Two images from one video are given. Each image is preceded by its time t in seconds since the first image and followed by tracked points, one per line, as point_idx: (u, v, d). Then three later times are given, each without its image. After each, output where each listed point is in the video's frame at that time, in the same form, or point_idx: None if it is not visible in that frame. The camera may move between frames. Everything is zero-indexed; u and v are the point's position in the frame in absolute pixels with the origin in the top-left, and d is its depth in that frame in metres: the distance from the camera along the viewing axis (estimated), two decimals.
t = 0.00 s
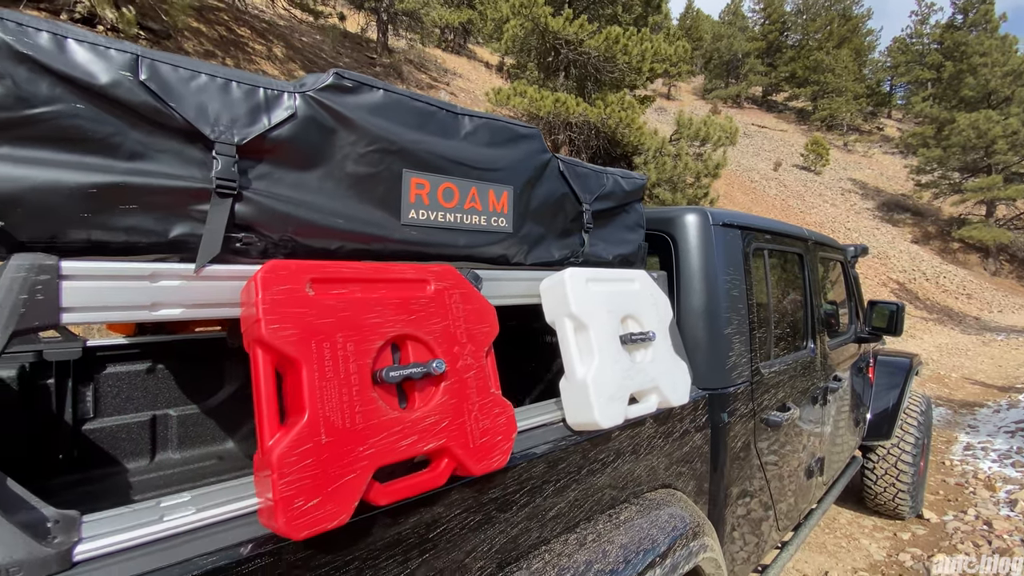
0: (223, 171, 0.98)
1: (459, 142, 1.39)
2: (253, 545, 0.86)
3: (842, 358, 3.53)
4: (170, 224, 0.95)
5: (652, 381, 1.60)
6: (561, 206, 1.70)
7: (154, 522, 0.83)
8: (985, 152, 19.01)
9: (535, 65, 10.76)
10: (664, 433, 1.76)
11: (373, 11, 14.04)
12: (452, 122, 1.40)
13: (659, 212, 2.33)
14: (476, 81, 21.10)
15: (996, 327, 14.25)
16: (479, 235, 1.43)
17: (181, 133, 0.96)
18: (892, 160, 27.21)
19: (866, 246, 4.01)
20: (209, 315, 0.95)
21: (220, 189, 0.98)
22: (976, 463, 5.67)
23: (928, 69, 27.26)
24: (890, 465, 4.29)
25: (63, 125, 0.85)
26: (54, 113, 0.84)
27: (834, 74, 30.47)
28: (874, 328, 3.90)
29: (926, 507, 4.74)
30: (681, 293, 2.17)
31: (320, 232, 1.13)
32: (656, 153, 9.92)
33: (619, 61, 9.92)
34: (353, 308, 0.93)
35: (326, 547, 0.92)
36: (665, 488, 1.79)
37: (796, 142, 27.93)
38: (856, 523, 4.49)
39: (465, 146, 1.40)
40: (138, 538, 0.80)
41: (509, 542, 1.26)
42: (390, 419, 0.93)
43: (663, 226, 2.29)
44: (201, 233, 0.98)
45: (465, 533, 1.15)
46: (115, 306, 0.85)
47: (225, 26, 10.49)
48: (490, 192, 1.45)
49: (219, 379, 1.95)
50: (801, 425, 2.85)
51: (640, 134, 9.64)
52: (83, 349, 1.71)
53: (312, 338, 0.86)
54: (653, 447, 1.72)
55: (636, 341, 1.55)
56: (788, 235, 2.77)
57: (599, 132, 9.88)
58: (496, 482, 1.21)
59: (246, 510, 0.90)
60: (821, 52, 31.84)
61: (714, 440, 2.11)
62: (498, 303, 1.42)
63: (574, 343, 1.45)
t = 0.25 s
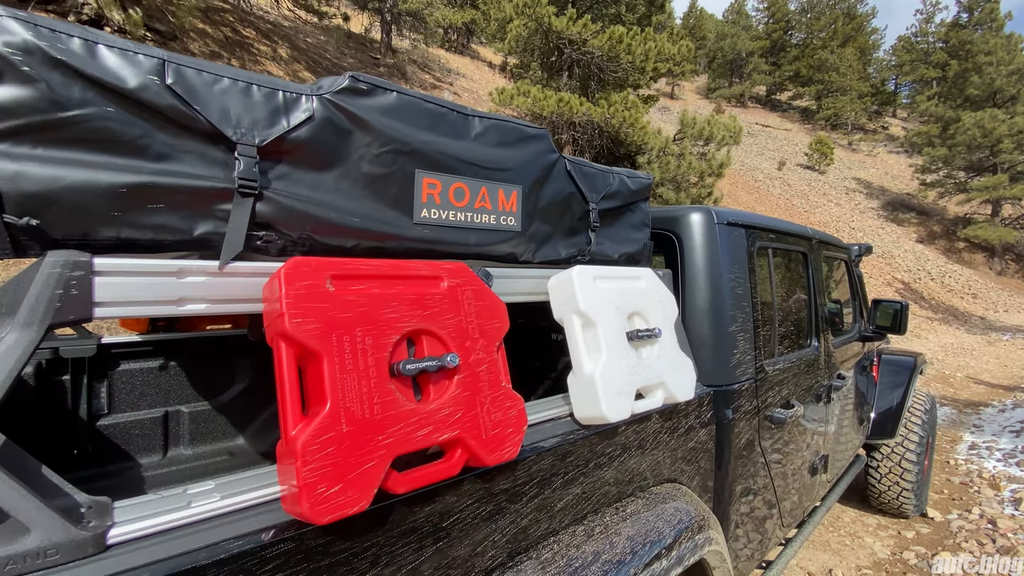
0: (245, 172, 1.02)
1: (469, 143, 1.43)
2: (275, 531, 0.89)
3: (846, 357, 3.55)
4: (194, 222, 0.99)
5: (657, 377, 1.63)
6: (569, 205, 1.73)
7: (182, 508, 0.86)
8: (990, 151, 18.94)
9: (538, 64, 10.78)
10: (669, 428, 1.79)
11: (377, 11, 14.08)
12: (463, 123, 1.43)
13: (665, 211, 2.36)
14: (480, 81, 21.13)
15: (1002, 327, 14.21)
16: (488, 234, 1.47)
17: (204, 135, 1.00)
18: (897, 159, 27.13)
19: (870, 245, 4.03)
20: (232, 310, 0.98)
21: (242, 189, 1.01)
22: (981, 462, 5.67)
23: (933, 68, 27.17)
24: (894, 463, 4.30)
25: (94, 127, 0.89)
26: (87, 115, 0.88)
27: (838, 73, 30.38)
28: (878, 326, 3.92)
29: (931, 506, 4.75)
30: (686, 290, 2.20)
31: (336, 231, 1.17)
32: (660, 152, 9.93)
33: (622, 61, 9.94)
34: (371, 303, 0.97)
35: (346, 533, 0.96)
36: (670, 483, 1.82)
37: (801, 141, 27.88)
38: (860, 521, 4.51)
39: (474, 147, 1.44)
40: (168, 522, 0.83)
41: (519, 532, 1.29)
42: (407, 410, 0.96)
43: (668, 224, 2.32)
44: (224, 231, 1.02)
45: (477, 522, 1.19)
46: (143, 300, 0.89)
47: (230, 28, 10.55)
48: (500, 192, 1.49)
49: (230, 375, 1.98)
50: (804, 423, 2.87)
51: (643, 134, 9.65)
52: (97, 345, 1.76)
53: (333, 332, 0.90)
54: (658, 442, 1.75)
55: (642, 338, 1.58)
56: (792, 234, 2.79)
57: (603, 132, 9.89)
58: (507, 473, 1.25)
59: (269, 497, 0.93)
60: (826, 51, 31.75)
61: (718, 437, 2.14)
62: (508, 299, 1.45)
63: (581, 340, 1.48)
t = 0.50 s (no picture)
0: (265, 173, 1.05)
1: (478, 144, 1.46)
2: (296, 519, 0.92)
3: (850, 355, 3.57)
4: (216, 221, 1.02)
5: (663, 373, 1.66)
6: (575, 205, 1.76)
7: (207, 496, 0.89)
8: (996, 150, 18.88)
9: (541, 64, 10.79)
10: (674, 424, 1.82)
11: (380, 11, 14.12)
12: (472, 124, 1.46)
13: (670, 211, 2.39)
14: (483, 81, 21.16)
15: (1007, 327, 14.16)
16: (497, 233, 1.50)
17: (226, 137, 1.03)
18: (902, 158, 27.04)
19: (873, 245, 4.04)
20: (252, 306, 1.02)
21: (262, 190, 1.05)
22: (985, 461, 5.68)
23: (938, 66, 27.08)
24: (898, 462, 4.31)
25: (123, 130, 0.92)
26: (115, 118, 0.92)
27: (843, 72, 30.30)
28: (882, 325, 3.94)
29: (935, 504, 4.76)
30: (691, 289, 2.23)
31: (352, 230, 1.20)
32: (663, 152, 9.94)
33: (626, 61, 9.96)
34: (387, 299, 1.00)
35: (362, 521, 0.99)
36: (675, 478, 1.85)
37: (805, 141, 27.81)
38: (864, 520, 4.52)
39: (482, 147, 1.47)
40: (195, 509, 0.86)
41: (528, 523, 1.32)
42: (422, 403, 1.00)
43: (673, 224, 2.35)
44: (245, 230, 1.05)
45: (488, 513, 1.22)
46: (168, 296, 0.92)
47: (234, 29, 10.60)
48: (508, 192, 1.52)
49: (239, 373, 2.01)
50: (808, 421, 2.89)
51: (647, 133, 9.66)
52: (110, 343, 1.79)
53: (351, 326, 0.93)
54: (663, 437, 1.77)
55: (648, 335, 1.61)
56: (796, 233, 2.82)
57: (606, 132, 9.91)
58: (517, 466, 1.28)
59: (290, 486, 0.97)
60: (830, 49, 31.67)
61: (722, 433, 2.16)
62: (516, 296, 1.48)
63: (588, 336, 1.51)
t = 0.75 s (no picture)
0: (282, 174, 1.09)
1: (487, 145, 1.49)
2: (313, 508, 0.95)
3: (854, 354, 3.59)
4: (235, 220, 1.06)
5: (668, 370, 1.69)
6: (581, 204, 1.79)
7: (229, 485, 0.93)
8: (1002, 149, 18.80)
9: (544, 64, 10.81)
10: (679, 420, 1.85)
11: (384, 12, 14.19)
12: (480, 126, 1.49)
13: (674, 210, 2.42)
14: (486, 81, 21.20)
15: (1013, 326, 14.12)
16: (505, 231, 1.53)
17: (244, 140, 1.06)
18: (907, 157, 26.95)
19: (877, 244, 4.06)
20: (270, 303, 1.05)
21: (279, 191, 1.09)
22: (990, 460, 5.68)
23: (943, 65, 26.97)
24: (902, 461, 4.33)
25: (147, 133, 0.96)
26: (140, 122, 0.95)
27: (847, 71, 30.21)
28: (885, 324, 3.95)
29: (939, 503, 4.77)
30: (695, 288, 2.25)
31: (365, 230, 1.24)
32: (667, 151, 9.97)
33: (629, 60, 9.97)
34: (400, 296, 1.03)
35: (377, 511, 1.02)
36: (679, 473, 1.88)
37: (809, 140, 27.75)
38: (868, 518, 4.53)
39: (490, 148, 1.50)
40: (217, 499, 0.90)
41: (536, 516, 1.35)
42: (434, 397, 1.03)
43: (677, 223, 2.38)
44: (262, 229, 1.09)
45: (497, 505, 1.25)
46: (190, 294, 0.95)
47: (239, 30, 10.66)
48: (515, 192, 1.55)
49: (248, 371, 2.05)
50: (811, 419, 2.91)
51: (650, 132, 9.66)
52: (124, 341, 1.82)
53: (367, 323, 0.96)
54: (668, 433, 1.80)
55: (653, 332, 1.64)
56: (800, 233, 2.84)
57: (609, 131, 9.92)
58: (525, 459, 1.31)
59: (308, 478, 1.00)
60: (835, 48, 31.57)
61: (726, 430, 2.19)
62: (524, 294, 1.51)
63: (595, 334, 1.54)
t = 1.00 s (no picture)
0: (298, 176, 1.12)
1: (494, 146, 1.53)
2: (330, 499, 0.98)
3: (858, 353, 3.60)
4: (253, 221, 1.10)
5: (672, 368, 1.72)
6: (586, 205, 1.82)
7: (249, 477, 0.96)
8: (1008, 147, 18.71)
9: (547, 63, 10.83)
10: (683, 417, 1.87)
11: (388, 12, 14.22)
12: (488, 128, 1.53)
13: (679, 210, 2.44)
14: (490, 81, 21.23)
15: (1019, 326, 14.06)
16: (512, 231, 1.56)
17: (262, 143, 1.10)
18: (912, 156, 26.86)
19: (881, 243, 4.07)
20: (287, 301, 1.08)
21: (295, 192, 1.12)
22: (995, 460, 5.69)
23: (949, 63, 26.85)
24: (906, 459, 4.34)
25: (169, 137, 0.99)
26: (163, 126, 0.99)
27: (852, 69, 30.12)
28: (889, 323, 3.97)
29: (943, 502, 4.78)
30: (699, 286, 2.28)
31: (377, 230, 1.27)
32: (670, 150, 9.99)
33: (633, 60, 9.97)
34: (413, 294, 1.06)
35: (391, 502, 1.06)
36: (683, 469, 1.91)
37: (813, 138, 27.68)
38: (872, 517, 4.55)
39: (498, 149, 1.53)
40: (238, 489, 0.93)
41: (544, 509, 1.39)
42: (446, 391, 1.06)
43: (681, 223, 2.41)
44: (279, 229, 1.12)
45: (507, 498, 1.29)
46: (210, 291, 0.99)
47: (244, 31, 10.72)
48: (522, 192, 1.58)
49: (257, 369, 2.09)
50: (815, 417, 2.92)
51: (654, 132, 9.67)
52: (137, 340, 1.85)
53: (382, 320, 1.00)
54: (672, 430, 1.83)
55: (657, 330, 1.67)
56: (803, 232, 2.86)
57: (613, 131, 9.94)
58: (533, 454, 1.34)
59: (324, 469, 1.03)
60: (839, 46, 31.46)
61: (730, 427, 2.22)
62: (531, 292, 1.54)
63: (601, 331, 1.57)
